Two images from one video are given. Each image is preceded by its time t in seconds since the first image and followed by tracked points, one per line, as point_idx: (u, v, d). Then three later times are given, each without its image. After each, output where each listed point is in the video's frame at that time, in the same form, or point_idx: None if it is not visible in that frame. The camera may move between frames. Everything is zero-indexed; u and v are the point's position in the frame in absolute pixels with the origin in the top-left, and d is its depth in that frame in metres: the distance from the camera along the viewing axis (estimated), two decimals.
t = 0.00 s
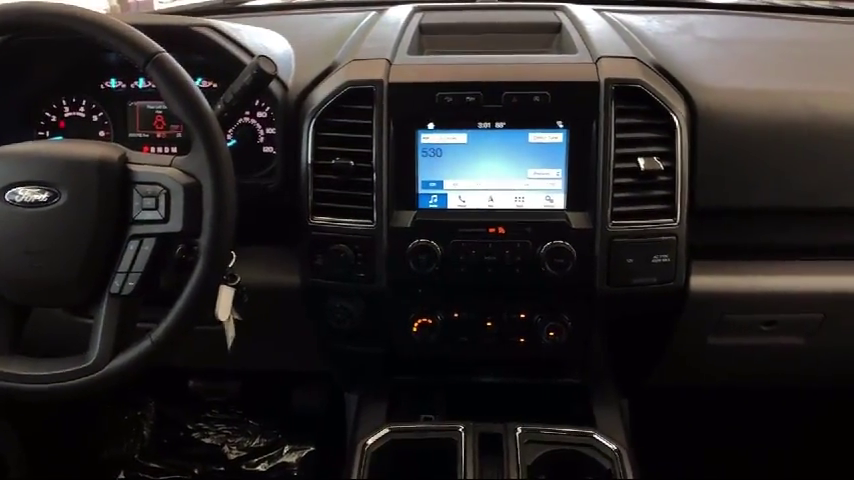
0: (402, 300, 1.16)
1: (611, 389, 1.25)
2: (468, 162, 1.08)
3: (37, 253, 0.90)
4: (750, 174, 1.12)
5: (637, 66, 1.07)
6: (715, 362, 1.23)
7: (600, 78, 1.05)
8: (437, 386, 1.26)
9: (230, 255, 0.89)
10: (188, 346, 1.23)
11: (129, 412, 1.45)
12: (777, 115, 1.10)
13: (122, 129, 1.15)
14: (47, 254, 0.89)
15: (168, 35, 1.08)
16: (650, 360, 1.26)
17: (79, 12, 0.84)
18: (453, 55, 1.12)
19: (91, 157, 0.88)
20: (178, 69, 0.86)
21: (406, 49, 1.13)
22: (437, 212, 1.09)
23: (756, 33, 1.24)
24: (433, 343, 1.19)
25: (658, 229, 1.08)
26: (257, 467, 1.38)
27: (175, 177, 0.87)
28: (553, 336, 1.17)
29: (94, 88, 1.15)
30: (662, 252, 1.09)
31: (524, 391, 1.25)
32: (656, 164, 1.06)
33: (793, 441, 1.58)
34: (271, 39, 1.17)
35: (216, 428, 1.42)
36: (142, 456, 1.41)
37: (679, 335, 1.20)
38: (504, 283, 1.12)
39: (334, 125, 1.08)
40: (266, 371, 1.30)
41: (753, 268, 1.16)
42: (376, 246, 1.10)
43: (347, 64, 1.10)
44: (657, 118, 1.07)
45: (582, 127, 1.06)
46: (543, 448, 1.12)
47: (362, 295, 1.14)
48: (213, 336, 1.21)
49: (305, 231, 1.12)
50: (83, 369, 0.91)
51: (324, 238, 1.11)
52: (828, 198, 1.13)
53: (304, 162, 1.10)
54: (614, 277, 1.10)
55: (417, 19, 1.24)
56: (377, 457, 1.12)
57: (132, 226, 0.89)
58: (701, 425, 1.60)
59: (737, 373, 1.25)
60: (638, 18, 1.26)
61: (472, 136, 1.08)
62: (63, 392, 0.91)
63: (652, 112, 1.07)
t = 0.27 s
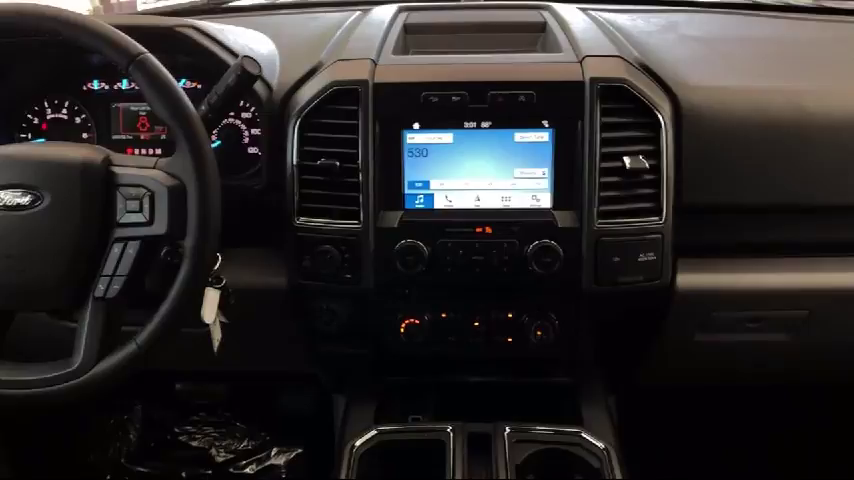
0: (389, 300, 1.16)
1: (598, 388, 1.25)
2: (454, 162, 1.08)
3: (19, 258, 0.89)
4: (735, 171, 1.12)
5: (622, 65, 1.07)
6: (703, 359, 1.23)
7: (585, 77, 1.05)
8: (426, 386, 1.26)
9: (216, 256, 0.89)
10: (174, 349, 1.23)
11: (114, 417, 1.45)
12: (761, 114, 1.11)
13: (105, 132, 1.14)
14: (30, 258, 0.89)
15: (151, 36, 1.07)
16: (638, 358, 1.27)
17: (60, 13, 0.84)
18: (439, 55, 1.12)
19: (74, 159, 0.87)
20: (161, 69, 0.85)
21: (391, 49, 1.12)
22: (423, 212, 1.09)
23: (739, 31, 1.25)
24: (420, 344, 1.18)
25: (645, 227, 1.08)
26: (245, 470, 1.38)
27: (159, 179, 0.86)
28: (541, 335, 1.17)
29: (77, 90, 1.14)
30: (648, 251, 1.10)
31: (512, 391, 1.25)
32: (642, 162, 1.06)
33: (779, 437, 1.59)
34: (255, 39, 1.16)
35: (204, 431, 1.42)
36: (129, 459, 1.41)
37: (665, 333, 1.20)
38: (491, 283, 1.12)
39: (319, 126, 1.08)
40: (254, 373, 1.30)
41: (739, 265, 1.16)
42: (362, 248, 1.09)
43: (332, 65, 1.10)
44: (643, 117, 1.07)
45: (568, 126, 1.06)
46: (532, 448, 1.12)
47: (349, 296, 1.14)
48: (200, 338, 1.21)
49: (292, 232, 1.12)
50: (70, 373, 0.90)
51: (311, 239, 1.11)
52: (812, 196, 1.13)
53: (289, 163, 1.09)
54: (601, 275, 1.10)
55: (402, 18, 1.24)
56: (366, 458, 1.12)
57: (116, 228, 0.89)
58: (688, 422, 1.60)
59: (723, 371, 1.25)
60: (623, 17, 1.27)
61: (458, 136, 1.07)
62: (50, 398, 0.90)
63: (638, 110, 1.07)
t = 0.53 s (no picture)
0: (375, 301, 1.16)
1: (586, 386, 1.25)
2: (440, 162, 1.08)
3: (3, 261, 0.90)
4: (719, 170, 1.12)
5: (606, 65, 1.07)
6: (689, 357, 1.24)
7: (570, 77, 1.05)
8: (413, 387, 1.26)
9: (201, 258, 0.89)
10: (160, 351, 1.22)
11: (100, 421, 1.43)
12: (745, 111, 1.11)
13: (88, 134, 1.13)
14: (13, 261, 0.90)
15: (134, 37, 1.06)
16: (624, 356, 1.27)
17: (41, 16, 0.83)
18: (423, 55, 1.11)
19: (55, 162, 0.87)
20: (143, 71, 0.84)
21: (375, 49, 1.12)
22: (409, 212, 1.08)
23: (723, 30, 1.25)
24: (407, 345, 1.18)
25: (630, 226, 1.09)
26: (233, 472, 1.34)
27: (143, 181, 0.86)
28: (528, 334, 1.17)
29: (59, 93, 1.13)
30: (634, 249, 1.10)
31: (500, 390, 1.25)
32: (626, 161, 1.06)
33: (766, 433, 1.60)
34: (239, 40, 1.16)
35: (191, 435, 1.39)
36: (114, 463, 1.37)
37: (651, 331, 1.20)
38: (478, 283, 1.11)
39: (304, 127, 1.07)
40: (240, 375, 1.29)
41: (724, 263, 1.17)
42: (348, 249, 1.09)
43: (316, 65, 1.09)
44: (627, 116, 1.07)
45: (553, 126, 1.06)
46: (519, 447, 1.12)
47: (335, 298, 1.14)
48: (185, 341, 1.20)
49: (277, 234, 1.11)
50: (54, 377, 0.90)
51: (296, 240, 1.10)
52: (796, 193, 1.14)
53: (274, 165, 1.09)
54: (587, 274, 1.10)
55: (387, 18, 1.23)
56: (353, 460, 1.12)
57: (99, 232, 0.88)
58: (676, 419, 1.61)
59: (709, 368, 1.26)
60: (607, 16, 1.27)
61: (443, 136, 1.07)
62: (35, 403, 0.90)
63: (622, 109, 1.07)
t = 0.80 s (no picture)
0: (362, 302, 1.15)
1: (573, 385, 1.25)
2: (426, 162, 1.08)
3: None
4: (705, 167, 1.12)
5: (591, 63, 1.07)
6: (676, 354, 1.24)
7: (555, 75, 1.05)
8: (401, 387, 1.25)
9: (186, 261, 0.88)
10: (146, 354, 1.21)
11: (86, 425, 1.40)
12: (730, 109, 1.11)
13: (70, 136, 1.12)
14: None
15: (116, 38, 1.05)
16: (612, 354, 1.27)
17: (22, 17, 0.82)
18: (408, 54, 1.11)
19: (37, 165, 0.87)
20: (126, 72, 0.84)
21: (360, 48, 1.12)
22: (396, 213, 1.08)
23: (708, 28, 1.25)
24: (395, 346, 1.18)
25: (617, 224, 1.09)
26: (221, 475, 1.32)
27: (126, 183, 0.85)
28: (516, 334, 1.17)
29: (41, 94, 1.12)
30: (621, 248, 1.10)
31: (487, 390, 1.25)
32: (612, 160, 1.06)
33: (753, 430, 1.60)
34: (223, 41, 1.15)
35: (178, 438, 1.37)
36: (101, 468, 1.34)
37: (638, 329, 1.20)
38: (465, 283, 1.11)
39: (289, 127, 1.07)
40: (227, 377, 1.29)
41: (710, 260, 1.17)
42: (335, 251, 1.08)
43: (301, 65, 1.09)
44: (613, 114, 1.07)
45: (539, 125, 1.06)
46: (508, 447, 1.12)
47: (322, 299, 1.13)
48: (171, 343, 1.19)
49: (263, 235, 1.11)
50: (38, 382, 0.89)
51: (282, 242, 1.09)
52: (781, 190, 1.14)
53: (259, 165, 1.08)
54: (574, 273, 1.10)
55: (372, 18, 1.23)
56: (342, 462, 1.11)
57: (83, 235, 0.87)
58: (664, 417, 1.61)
59: (696, 365, 1.26)
60: (592, 15, 1.27)
61: (429, 136, 1.07)
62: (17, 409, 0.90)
63: (608, 108, 1.07)
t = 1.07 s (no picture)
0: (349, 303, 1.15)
1: (561, 383, 1.25)
2: (412, 162, 1.07)
3: None
4: (690, 165, 1.12)
5: (576, 63, 1.07)
6: (662, 351, 1.24)
7: (540, 75, 1.05)
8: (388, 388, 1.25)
9: (170, 263, 0.87)
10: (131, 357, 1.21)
11: (71, 429, 1.40)
12: (715, 107, 1.11)
13: (52, 138, 1.11)
14: None
15: (98, 40, 1.05)
16: (599, 352, 1.27)
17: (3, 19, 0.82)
18: (393, 54, 1.11)
19: (18, 168, 0.86)
20: (108, 74, 0.83)
21: (344, 49, 1.11)
22: (382, 213, 1.08)
23: (692, 27, 1.25)
24: (382, 346, 1.18)
25: (603, 223, 1.09)
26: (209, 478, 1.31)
27: (109, 186, 0.84)
28: (503, 333, 1.17)
29: (22, 96, 1.11)
30: (606, 246, 1.10)
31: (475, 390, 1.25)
32: (597, 159, 1.06)
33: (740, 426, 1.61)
34: (206, 42, 1.15)
35: (164, 441, 1.37)
36: (86, 473, 1.33)
37: (625, 327, 1.21)
38: (452, 283, 1.11)
39: (273, 128, 1.06)
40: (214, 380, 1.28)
41: (696, 258, 1.17)
42: (321, 252, 1.08)
43: (285, 65, 1.08)
44: (598, 114, 1.07)
45: (524, 124, 1.06)
46: (496, 447, 1.12)
47: (309, 301, 1.13)
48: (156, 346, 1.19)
49: (248, 237, 1.10)
50: (22, 388, 0.89)
51: (268, 243, 1.09)
52: (766, 188, 1.14)
53: (244, 166, 1.08)
54: (561, 273, 1.10)
55: (356, 18, 1.23)
56: (329, 464, 1.11)
57: (66, 239, 0.87)
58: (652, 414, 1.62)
59: (683, 362, 1.27)
60: (576, 14, 1.27)
61: (414, 136, 1.07)
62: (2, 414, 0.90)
63: (593, 107, 1.07)
